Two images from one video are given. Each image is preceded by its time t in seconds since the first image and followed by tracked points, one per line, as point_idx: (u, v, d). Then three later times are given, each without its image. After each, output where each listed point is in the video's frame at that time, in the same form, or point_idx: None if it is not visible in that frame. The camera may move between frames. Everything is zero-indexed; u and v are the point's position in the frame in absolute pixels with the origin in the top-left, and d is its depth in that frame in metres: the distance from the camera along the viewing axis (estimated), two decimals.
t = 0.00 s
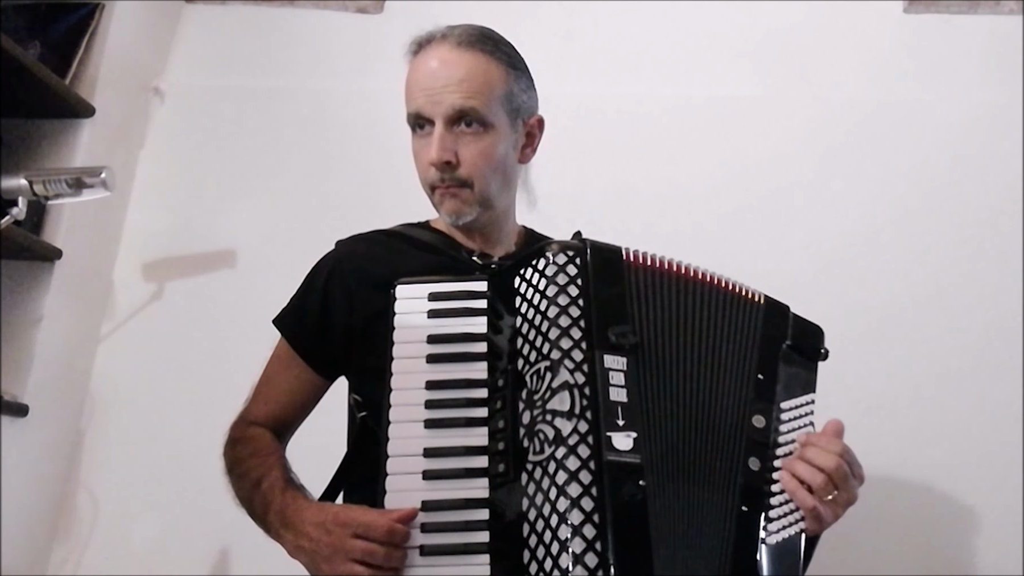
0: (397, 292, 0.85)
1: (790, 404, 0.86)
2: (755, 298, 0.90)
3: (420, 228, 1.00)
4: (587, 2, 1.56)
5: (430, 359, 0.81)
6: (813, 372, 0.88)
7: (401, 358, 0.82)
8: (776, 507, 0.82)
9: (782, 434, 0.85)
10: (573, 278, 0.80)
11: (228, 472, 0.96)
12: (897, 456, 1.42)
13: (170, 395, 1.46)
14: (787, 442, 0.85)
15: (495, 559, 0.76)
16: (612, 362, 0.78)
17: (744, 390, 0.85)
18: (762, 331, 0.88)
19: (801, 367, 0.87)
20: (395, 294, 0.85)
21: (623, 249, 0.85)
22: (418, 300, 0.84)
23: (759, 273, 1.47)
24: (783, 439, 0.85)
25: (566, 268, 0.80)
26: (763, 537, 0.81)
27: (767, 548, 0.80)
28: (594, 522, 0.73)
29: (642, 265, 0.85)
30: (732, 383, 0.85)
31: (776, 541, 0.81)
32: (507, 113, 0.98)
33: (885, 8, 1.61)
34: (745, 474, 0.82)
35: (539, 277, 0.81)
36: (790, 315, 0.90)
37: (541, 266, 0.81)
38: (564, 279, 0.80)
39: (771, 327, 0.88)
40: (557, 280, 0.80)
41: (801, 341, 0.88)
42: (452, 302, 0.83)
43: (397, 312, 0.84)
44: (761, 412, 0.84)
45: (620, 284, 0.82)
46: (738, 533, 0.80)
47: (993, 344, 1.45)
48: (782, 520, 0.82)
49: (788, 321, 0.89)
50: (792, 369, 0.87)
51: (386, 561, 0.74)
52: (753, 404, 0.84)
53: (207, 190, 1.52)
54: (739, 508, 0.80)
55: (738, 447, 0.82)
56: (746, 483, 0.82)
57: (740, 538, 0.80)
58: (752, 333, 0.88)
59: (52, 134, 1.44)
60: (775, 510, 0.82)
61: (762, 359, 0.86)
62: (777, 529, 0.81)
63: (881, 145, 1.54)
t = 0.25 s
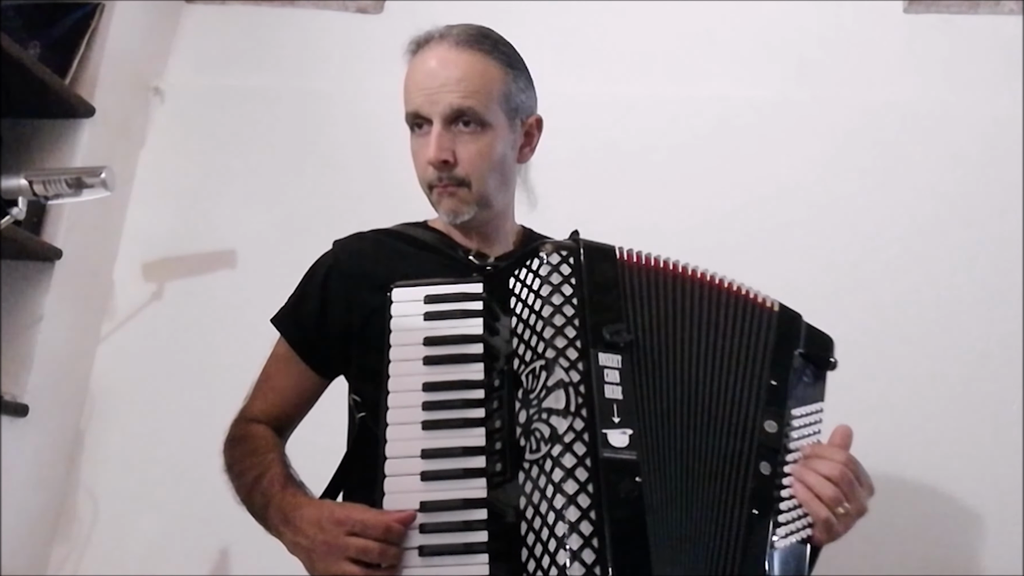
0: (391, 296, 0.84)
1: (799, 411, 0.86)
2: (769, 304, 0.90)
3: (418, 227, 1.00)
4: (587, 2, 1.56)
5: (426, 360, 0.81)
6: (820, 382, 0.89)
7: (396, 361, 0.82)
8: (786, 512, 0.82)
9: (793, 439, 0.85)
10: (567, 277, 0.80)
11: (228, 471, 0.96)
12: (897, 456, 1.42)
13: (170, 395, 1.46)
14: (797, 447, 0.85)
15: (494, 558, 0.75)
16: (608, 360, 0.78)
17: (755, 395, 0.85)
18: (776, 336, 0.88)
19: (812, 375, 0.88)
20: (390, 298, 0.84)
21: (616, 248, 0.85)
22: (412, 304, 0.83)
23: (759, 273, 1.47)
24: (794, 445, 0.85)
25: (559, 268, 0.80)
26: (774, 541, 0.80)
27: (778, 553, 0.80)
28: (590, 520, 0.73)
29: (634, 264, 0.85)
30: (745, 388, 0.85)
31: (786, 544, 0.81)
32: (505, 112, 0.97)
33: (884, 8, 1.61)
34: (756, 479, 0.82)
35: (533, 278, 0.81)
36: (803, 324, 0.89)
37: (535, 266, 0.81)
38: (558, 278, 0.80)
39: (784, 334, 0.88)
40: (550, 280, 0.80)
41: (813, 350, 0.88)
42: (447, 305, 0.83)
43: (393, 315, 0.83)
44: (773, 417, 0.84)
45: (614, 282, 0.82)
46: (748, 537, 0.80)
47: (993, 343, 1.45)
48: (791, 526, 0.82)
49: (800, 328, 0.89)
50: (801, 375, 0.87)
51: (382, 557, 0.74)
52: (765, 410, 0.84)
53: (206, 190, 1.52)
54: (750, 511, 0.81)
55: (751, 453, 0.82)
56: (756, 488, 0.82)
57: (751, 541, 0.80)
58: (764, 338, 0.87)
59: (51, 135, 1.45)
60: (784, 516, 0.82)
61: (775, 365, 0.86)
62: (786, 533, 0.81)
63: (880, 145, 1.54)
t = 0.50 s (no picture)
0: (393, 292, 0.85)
1: (797, 407, 0.86)
2: (765, 300, 0.90)
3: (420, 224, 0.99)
4: (586, 2, 1.56)
5: (425, 357, 0.81)
6: (814, 376, 0.89)
7: (396, 357, 0.82)
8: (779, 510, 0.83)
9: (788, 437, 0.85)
10: (559, 273, 0.80)
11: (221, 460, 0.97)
12: (897, 455, 1.42)
13: (170, 394, 1.46)
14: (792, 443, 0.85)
15: (486, 553, 0.75)
16: (598, 355, 0.78)
17: (752, 393, 0.85)
18: (772, 333, 0.88)
19: (806, 372, 0.88)
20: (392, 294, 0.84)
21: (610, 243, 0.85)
22: (412, 300, 0.84)
23: (759, 272, 1.47)
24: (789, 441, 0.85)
25: (551, 264, 0.81)
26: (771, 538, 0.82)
27: (774, 553, 0.81)
28: (576, 515, 0.73)
29: (632, 260, 0.85)
30: (741, 385, 0.85)
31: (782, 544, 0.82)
32: (501, 112, 0.97)
33: (884, 7, 1.61)
34: (753, 477, 0.82)
35: (526, 274, 0.81)
36: (799, 319, 0.90)
37: (528, 263, 0.82)
38: (550, 274, 0.80)
39: (778, 330, 0.88)
40: (542, 277, 0.80)
41: (807, 346, 0.89)
42: (447, 301, 0.82)
43: (393, 312, 0.83)
44: (769, 414, 0.84)
45: (608, 278, 0.82)
46: (745, 539, 0.80)
47: (994, 343, 1.44)
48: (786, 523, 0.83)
49: (794, 324, 0.89)
50: (795, 372, 0.87)
51: (380, 552, 0.74)
52: (761, 408, 0.84)
53: (207, 190, 1.52)
54: (745, 510, 0.81)
55: (745, 451, 0.83)
56: (754, 486, 0.82)
57: (747, 541, 0.81)
58: (759, 335, 0.87)
59: (52, 135, 1.45)
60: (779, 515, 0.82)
61: (770, 362, 0.86)
62: (782, 531, 0.82)
63: (881, 145, 1.53)
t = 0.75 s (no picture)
0: (396, 292, 0.85)
1: (776, 394, 0.87)
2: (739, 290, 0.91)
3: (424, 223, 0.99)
4: (587, 2, 1.57)
5: (426, 356, 0.81)
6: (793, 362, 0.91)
7: (398, 357, 0.82)
8: (771, 498, 0.84)
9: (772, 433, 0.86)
10: (563, 273, 0.80)
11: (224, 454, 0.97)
12: (897, 454, 1.42)
13: (170, 393, 1.46)
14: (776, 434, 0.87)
15: (488, 553, 0.75)
16: (600, 355, 0.78)
17: (736, 386, 0.86)
18: (749, 323, 0.89)
19: (785, 359, 0.90)
20: (395, 294, 0.85)
21: (613, 243, 0.85)
22: (416, 299, 0.84)
23: (759, 272, 1.47)
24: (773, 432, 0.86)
25: (555, 264, 0.80)
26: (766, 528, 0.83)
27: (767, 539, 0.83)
28: (578, 515, 0.73)
29: (630, 258, 0.85)
30: (726, 377, 0.86)
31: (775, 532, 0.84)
32: (504, 112, 0.98)
33: (884, 8, 1.61)
34: (742, 468, 0.84)
35: (530, 274, 0.81)
36: (775, 307, 0.92)
37: (532, 263, 0.81)
38: (554, 274, 0.80)
39: (756, 319, 0.90)
40: (546, 276, 0.80)
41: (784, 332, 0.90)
42: (450, 300, 0.83)
43: (396, 312, 0.84)
44: (753, 405, 0.86)
45: (610, 277, 0.82)
46: (738, 532, 0.82)
47: (994, 343, 1.45)
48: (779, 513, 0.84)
49: (771, 312, 0.91)
50: (776, 360, 0.89)
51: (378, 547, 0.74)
52: (746, 398, 0.86)
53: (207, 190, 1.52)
54: (738, 502, 0.82)
55: (732, 444, 0.84)
56: (747, 478, 0.83)
57: (740, 535, 0.82)
58: (740, 326, 0.89)
59: (51, 135, 1.45)
60: (770, 505, 0.84)
61: (750, 353, 0.88)
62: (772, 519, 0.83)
63: (881, 145, 1.54)
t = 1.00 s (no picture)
0: (396, 291, 0.85)
1: (762, 388, 0.88)
2: (719, 284, 0.91)
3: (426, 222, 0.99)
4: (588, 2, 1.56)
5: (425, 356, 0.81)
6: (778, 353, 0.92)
7: (397, 357, 0.82)
8: (763, 492, 0.85)
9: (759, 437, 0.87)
10: (559, 273, 0.80)
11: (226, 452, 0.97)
12: (898, 454, 1.42)
13: (171, 393, 1.46)
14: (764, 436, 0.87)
15: (484, 554, 0.75)
16: (597, 356, 0.78)
17: (721, 382, 0.87)
18: (732, 317, 0.90)
19: (768, 349, 0.91)
20: (395, 294, 0.85)
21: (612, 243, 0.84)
22: (416, 299, 0.84)
23: (758, 272, 1.47)
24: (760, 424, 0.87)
25: (552, 264, 0.80)
26: (756, 527, 0.84)
27: (762, 538, 0.84)
28: (572, 517, 0.73)
29: (626, 257, 0.84)
30: (711, 374, 0.86)
31: (767, 529, 0.85)
32: (508, 114, 0.97)
33: (886, 7, 1.61)
34: (729, 465, 0.85)
35: (527, 274, 0.81)
36: (756, 298, 0.92)
37: (529, 263, 0.81)
38: (551, 274, 0.79)
39: (739, 313, 0.90)
40: (543, 276, 0.80)
41: (767, 324, 0.91)
42: (448, 300, 0.83)
43: (397, 311, 0.84)
44: (739, 402, 0.87)
45: (607, 277, 0.81)
46: (730, 530, 0.83)
47: (995, 344, 1.44)
48: (769, 507, 0.85)
49: (753, 305, 0.91)
50: (759, 353, 0.90)
51: (374, 549, 0.74)
52: (730, 395, 0.87)
53: (207, 190, 1.52)
54: (728, 501, 0.83)
55: (720, 441, 0.85)
56: (733, 476, 0.84)
57: (732, 532, 0.83)
58: (721, 320, 0.89)
59: (51, 135, 1.45)
60: (763, 501, 0.85)
61: (733, 348, 0.89)
62: (766, 517, 0.85)
63: (882, 145, 1.53)
